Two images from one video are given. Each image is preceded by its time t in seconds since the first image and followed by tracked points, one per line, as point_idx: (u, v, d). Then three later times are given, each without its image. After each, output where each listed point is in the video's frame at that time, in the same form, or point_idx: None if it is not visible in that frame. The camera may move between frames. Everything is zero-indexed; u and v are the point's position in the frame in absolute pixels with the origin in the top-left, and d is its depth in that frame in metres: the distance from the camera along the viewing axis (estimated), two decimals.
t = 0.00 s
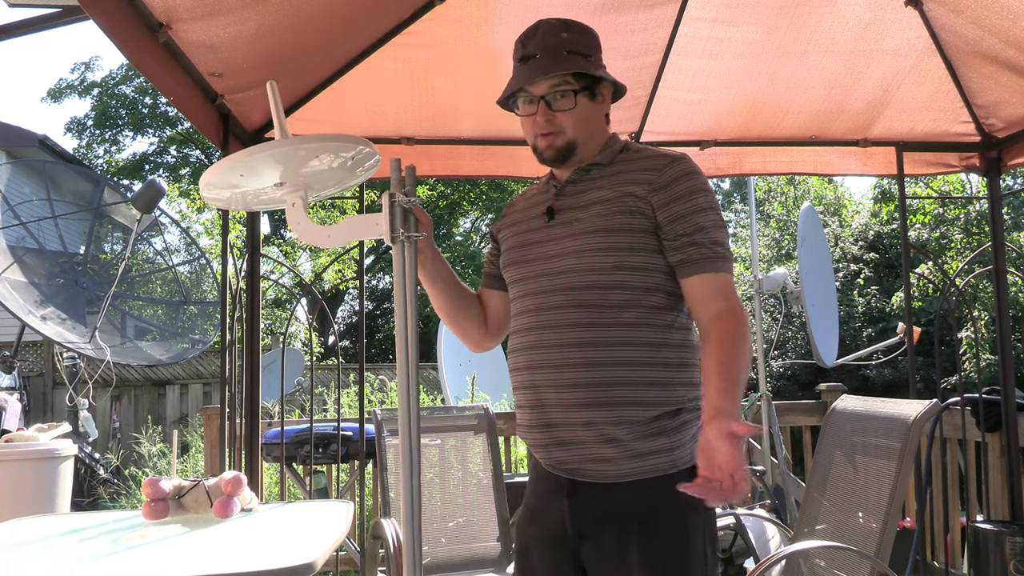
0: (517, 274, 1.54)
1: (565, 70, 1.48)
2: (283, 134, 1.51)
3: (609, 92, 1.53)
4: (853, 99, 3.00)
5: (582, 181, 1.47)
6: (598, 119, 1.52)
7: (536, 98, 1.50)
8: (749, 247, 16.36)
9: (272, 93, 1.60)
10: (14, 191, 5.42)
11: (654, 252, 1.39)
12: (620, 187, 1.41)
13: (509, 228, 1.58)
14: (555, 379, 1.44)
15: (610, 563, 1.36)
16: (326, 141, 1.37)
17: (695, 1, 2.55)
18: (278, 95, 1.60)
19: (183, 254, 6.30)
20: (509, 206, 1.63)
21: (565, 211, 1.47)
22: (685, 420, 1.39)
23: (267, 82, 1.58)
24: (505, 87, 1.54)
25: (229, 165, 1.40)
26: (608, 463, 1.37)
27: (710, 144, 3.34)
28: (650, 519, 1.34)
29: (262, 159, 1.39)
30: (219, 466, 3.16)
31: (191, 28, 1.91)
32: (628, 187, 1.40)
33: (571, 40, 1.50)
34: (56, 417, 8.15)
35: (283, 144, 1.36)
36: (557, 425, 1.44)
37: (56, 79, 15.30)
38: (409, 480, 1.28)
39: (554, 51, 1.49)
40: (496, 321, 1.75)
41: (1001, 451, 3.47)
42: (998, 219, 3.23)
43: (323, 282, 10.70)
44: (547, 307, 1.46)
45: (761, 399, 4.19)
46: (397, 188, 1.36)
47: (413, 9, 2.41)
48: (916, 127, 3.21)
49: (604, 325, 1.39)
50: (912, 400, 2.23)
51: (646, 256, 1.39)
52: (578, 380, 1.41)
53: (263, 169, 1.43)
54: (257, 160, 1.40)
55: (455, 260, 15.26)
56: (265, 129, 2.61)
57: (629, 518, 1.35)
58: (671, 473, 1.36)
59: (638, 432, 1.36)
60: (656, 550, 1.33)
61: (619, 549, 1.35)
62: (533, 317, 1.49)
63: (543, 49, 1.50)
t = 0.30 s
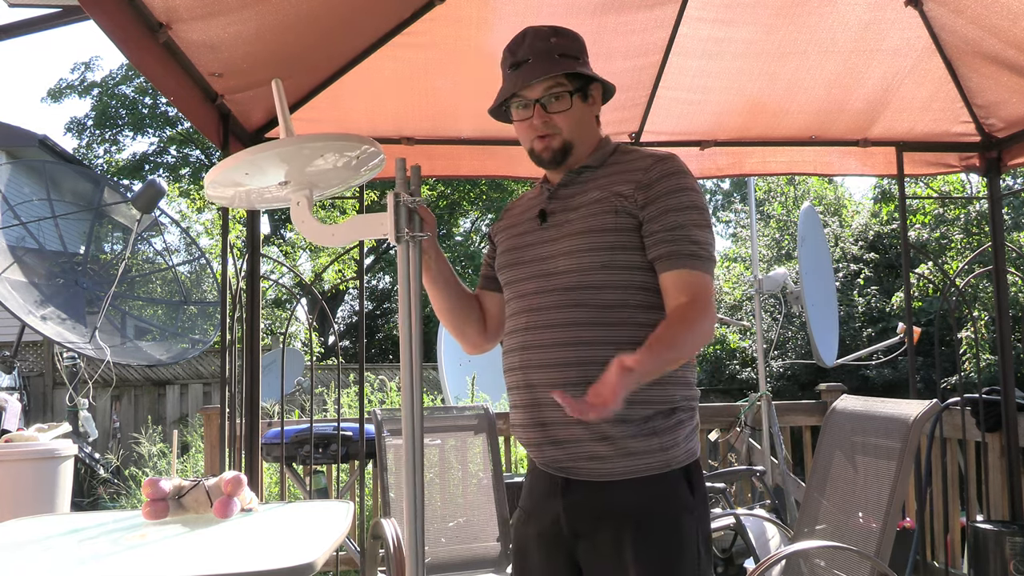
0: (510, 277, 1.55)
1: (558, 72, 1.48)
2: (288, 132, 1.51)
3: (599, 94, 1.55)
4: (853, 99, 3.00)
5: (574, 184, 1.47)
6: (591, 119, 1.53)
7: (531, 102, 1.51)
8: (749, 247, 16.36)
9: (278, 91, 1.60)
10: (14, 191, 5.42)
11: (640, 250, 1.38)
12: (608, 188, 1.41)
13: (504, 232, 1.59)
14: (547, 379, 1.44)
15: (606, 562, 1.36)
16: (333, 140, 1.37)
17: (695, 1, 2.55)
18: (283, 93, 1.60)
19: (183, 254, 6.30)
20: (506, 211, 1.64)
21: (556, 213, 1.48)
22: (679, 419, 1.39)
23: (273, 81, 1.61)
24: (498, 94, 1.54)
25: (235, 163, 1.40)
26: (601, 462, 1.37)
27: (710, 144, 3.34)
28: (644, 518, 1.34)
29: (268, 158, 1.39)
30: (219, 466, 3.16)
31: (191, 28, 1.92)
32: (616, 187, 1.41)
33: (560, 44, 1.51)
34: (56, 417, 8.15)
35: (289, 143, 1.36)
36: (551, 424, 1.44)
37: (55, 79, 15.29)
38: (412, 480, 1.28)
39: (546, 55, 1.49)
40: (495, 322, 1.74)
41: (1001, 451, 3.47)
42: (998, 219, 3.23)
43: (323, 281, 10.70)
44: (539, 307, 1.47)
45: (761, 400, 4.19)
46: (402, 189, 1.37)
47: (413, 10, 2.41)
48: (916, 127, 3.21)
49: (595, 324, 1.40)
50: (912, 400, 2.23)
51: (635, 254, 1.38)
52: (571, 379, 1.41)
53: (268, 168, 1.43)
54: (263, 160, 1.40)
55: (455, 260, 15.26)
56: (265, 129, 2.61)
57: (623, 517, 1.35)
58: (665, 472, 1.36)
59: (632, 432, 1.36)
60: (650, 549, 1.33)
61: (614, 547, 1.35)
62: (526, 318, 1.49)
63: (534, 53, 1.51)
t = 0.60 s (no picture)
0: (505, 279, 1.55)
1: (545, 77, 1.48)
2: (294, 132, 1.51)
3: (587, 97, 1.55)
4: (853, 99, 3.00)
5: (566, 185, 1.48)
6: (580, 122, 1.53)
7: (520, 107, 1.51)
8: (749, 247, 16.36)
9: (283, 91, 1.60)
10: (14, 191, 5.41)
11: (632, 249, 1.38)
12: (599, 188, 1.42)
13: (498, 236, 1.60)
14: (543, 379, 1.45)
15: (602, 562, 1.36)
16: (338, 140, 1.37)
17: (695, 1, 2.55)
18: (289, 92, 1.60)
19: (184, 254, 6.29)
20: (501, 214, 1.64)
21: (548, 214, 1.48)
22: (674, 419, 1.39)
23: (279, 81, 1.62)
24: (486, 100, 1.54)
25: (239, 163, 1.40)
26: (597, 461, 1.37)
27: (710, 144, 3.34)
28: (641, 517, 1.34)
29: (273, 158, 1.39)
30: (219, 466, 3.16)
31: (191, 28, 1.92)
32: (606, 186, 1.41)
33: (546, 49, 1.51)
34: (56, 417, 8.14)
35: (294, 143, 1.35)
36: (546, 424, 1.44)
37: (55, 79, 15.28)
38: (416, 479, 1.28)
39: (532, 59, 1.49)
40: (492, 327, 1.74)
41: (1001, 451, 3.47)
42: (998, 219, 3.23)
43: (323, 281, 10.69)
44: (533, 308, 1.47)
45: (761, 400, 4.19)
46: (407, 188, 1.37)
47: (413, 9, 2.41)
48: (916, 127, 3.21)
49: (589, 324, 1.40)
50: (912, 400, 2.23)
51: (625, 252, 1.38)
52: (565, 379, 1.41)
53: (274, 167, 1.43)
54: (268, 159, 1.39)
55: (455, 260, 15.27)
56: (265, 129, 2.61)
57: (619, 517, 1.35)
58: (660, 472, 1.36)
59: (627, 430, 1.36)
60: (646, 548, 1.33)
61: (610, 548, 1.35)
62: (520, 319, 1.50)
63: (520, 59, 1.51)
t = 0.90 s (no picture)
0: (503, 280, 1.55)
1: (543, 77, 1.49)
2: (292, 133, 1.51)
3: (585, 98, 1.56)
4: (853, 99, 3.00)
5: (564, 186, 1.48)
6: (577, 123, 1.54)
7: (518, 107, 1.51)
8: (749, 247, 16.36)
9: (283, 92, 1.60)
10: (14, 191, 5.41)
11: (628, 248, 1.38)
12: (596, 188, 1.42)
13: (496, 237, 1.60)
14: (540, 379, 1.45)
15: (599, 561, 1.35)
16: (337, 141, 1.37)
17: (695, 1, 2.56)
18: (288, 93, 1.61)
19: (184, 254, 6.28)
20: (499, 215, 1.65)
21: (546, 215, 1.48)
22: (671, 419, 1.40)
23: (277, 82, 1.62)
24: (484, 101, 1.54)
25: (238, 164, 1.40)
26: (594, 460, 1.37)
27: (710, 144, 3.34)
28: (638, 517, 1.34)
29: (272, 158, 1.39)
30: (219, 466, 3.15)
31: (191, 28, 1.92)
32: (604, 187, 1.41)
33: (544, 50, 1.52)
34: (56, 417, 8.14)
35: (294, 143, 1.35)
36: (543, 422, 1.44)
37: (55, 79, 15.28)
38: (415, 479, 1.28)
39: (531, 60, 1.50)
40: (489, 327, 1.74)
41: (1001, 451, 3.47)
42: (998, 219, 3.23)
43: (323, 281, 10.70)
44: (531, 308, 1.47)
45: (761, 400, 4.19)
46: (405, 188, 1.37)
47: (413, 9, 2.41)
48: (916, 127, 3.21)
49: (586, 324, 1.40)
50: (912, 400, 2.23)
51: (622, 252, 1.38)
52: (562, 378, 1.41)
53: (273, 168, 1.43)
54: (267, 160, 1.39)
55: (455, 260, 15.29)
56: (265, 129, 2.61)
57: (616, 517, 1.34)
58: (657, 471, 1.36)
59: (624, 429, 1.36)
60: (643, 548, 1.33)
61: (607, 547, 1.35)
62: (518, 319, 1.50)
63: (519, 60, 1.51)
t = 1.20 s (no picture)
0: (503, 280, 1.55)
1: (545, 78, 1.49)
2: (290, 133, 1.51)
3: (586, 98, 1.56)
4: (853, 99, 3.00)
5: (565, 186, 1.49)
6: (578, 124, 1.54)
7: (519, 107, 1.51)
8: (749, 246, 16.36)
9: (280, 92, 1.60)
10: (14, 191, 5.41)
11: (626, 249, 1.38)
12: (597, 189, 1.42)
13: (496, 237, 1.60)
14: (539, 378, 1.44)
15: (598, 561, 1.36)
16: (335, 140, 1.37)
17: (695, 1, 2.56)
18: (285, 94, 1.61)
19: (183, 254, 6.28)
20: (499, 215, 1.65)
21: (546, 216, 1.49)
22: (671, 419, 1.40)
23: (275, 82, 1.61)
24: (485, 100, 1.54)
25: (236, 164, 1.40)
26: (594, 461, 1.37)
27: (710, 144, 3.34)
28: (638, 517, 1.34)
29: (270, 159, 1.39)
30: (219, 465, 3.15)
31: (191, 28, 1.92)
32: (604, 187, 1.41)
33: (546, 50, 1.52)
34: (56, 417, 8.15)
35: (291, 143, 1.35)
36: (542, 422, 1.44)
37: (55, 79, 15.29)
38: (414, 479, 1.28)
39: (532, 60, 1.50)
40: (488, 326, 1.75)
41: (1000, 451, 3.47)
42: (998, 219, 3.23)
43: (323, 281, 10.69)
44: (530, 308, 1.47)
45: (761, 400, 4.18)
46: (403, 188, 1.37)
47: (413, 10, 2.41)
48: (916, 127, 3.21)
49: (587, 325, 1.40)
50: (912, 400, 2.23)
51: (621, 253, 1.38)
52: (562, 377, 1.41)
53: (271, 168, 1.43)
54: (265, 161, 1.39)
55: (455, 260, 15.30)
56: (265, 129, 2.61)
57: (615, 517, 1.35)
58: (656, 472, 1.36)
59: (624, 430, 1.36)
60: (643, 548, 1.33)
61: (607, 547, 1.35)
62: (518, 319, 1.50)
63: (521, 61, 1.51)
